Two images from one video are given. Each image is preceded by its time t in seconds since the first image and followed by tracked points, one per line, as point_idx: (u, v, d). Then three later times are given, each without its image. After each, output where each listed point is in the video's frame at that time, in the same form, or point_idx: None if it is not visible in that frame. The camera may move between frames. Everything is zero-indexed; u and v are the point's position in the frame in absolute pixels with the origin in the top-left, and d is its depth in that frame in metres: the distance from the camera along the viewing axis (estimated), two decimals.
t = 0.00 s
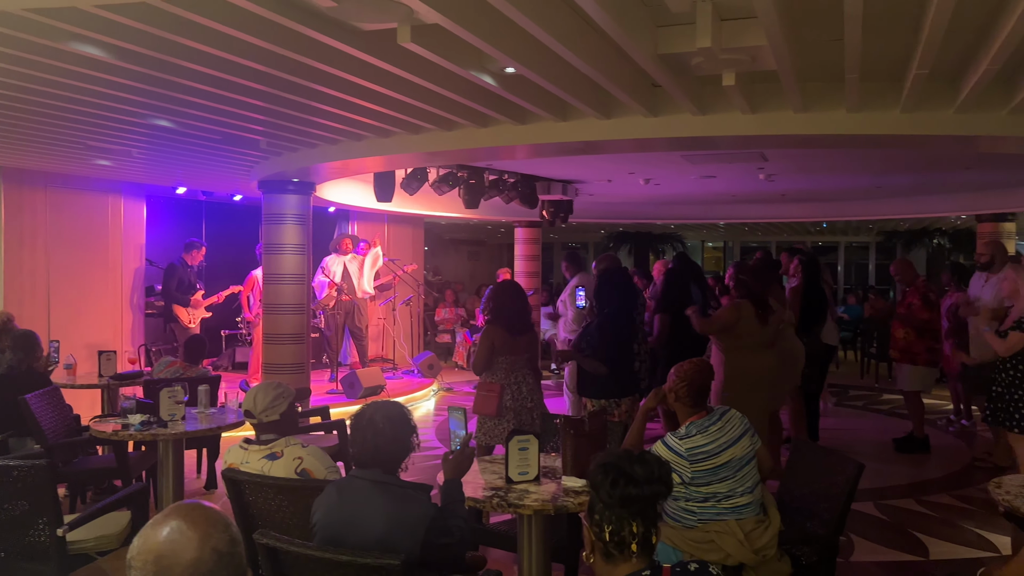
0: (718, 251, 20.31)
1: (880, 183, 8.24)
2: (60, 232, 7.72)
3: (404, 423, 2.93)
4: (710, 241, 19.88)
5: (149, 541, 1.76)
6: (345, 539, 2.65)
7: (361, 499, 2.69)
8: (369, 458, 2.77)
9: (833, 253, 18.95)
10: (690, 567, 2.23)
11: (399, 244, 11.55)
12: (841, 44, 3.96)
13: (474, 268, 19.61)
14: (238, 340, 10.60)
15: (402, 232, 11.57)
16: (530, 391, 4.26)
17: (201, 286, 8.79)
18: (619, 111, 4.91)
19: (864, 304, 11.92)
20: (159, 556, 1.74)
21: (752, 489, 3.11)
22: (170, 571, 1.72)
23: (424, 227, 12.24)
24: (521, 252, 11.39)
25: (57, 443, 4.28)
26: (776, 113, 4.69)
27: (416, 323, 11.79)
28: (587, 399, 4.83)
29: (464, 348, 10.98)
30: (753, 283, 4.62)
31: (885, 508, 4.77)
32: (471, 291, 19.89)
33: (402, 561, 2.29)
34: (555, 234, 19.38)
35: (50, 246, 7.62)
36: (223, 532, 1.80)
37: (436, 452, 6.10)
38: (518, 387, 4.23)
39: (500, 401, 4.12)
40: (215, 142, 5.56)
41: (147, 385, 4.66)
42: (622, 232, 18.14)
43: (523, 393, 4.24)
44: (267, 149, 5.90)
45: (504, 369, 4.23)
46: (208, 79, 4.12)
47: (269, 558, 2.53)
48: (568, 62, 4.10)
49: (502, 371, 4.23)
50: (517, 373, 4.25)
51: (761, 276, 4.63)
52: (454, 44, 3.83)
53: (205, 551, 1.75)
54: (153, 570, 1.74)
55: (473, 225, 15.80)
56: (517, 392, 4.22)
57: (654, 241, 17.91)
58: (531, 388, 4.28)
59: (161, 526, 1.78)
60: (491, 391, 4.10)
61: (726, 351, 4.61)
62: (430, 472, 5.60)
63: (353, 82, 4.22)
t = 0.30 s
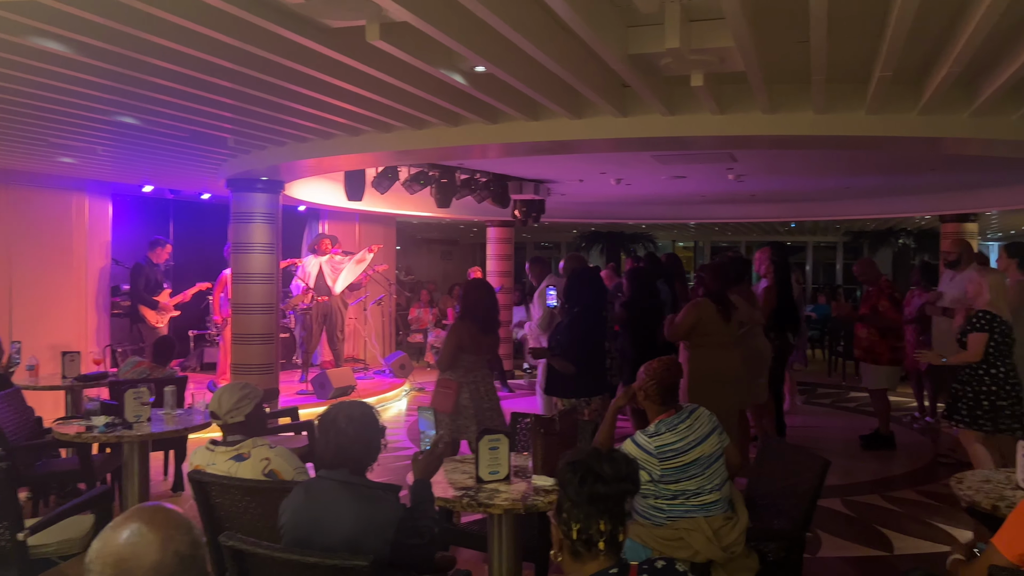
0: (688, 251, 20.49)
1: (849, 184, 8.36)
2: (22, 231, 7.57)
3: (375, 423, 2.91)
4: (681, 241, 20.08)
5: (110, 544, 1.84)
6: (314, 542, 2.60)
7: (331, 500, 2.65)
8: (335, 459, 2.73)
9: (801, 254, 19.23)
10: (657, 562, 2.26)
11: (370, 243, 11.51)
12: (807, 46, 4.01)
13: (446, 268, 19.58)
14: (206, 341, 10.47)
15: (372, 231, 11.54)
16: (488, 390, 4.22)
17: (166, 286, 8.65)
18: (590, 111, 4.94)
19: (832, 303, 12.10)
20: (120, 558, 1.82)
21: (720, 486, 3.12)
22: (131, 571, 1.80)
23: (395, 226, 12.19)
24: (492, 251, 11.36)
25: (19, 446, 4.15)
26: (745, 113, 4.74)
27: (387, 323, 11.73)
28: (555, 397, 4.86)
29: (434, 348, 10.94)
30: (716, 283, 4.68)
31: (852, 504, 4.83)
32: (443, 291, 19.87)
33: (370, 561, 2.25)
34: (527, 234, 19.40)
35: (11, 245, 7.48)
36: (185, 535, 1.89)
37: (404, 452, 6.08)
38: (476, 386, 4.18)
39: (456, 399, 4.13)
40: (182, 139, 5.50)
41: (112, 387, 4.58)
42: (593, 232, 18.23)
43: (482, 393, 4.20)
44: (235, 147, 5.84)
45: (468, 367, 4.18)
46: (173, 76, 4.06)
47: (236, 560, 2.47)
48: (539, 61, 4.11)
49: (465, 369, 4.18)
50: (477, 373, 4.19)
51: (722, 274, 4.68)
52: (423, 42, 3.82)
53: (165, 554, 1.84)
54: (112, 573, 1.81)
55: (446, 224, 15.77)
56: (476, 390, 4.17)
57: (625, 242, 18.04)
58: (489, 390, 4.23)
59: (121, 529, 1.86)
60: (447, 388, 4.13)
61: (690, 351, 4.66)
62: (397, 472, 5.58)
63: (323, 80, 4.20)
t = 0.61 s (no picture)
0: (652, 251, 20.69)
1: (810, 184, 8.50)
2: None
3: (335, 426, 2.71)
4: (646, 241, 20.28)
5: (51, 551, 1.63)
6: (270, 546, 2.41)
7: (289, 503, 2.46)
8: (290, 461, 2.55)
9: (763, 254, 19.54)
10: (616, 562, 2.09)
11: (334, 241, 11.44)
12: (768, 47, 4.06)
13: (412, 267, 19.53)
14: (165, 341, 10.30)
15: (336, 229, 11.47)
16: (436, 390, 4.20)
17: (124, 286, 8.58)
18: (553, 110, 4.96)
19: (792, 302, 12.30)
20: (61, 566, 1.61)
21: (681, 483, 3.03)
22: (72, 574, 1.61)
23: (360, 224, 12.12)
24: (458, 250, 11.31)
25: None
26: (706, 114, 4.80)
27: (350, 322, 11.68)
28: (519, 396, 4.84)
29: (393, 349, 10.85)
30: (678, 281, 4.70)
31: (812, 501, 4.90)
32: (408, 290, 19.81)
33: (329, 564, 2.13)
34: (494, 233, 19.42)
35: None
36: (133, 542, 1.69)
37: (364, 453, 6.07)
38: (425, 384, 4.18)
39: (403, 396, 4.20)
40: (139, 135, 5.40)
41: (65, 388, 4.47)
42: (559, 231, 18.31)
43: (429, 395, 4.18)
44: (193, 144, 5.75)
45: (420, 366, 4.18)
46: (126, 70, 3.95)
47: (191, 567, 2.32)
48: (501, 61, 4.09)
49: (418, 368, 4.18)
50: (429, 372, 4.19)
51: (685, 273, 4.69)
52: (384, 39, 3.78)
53: (112, 561, 1.63)
54: None
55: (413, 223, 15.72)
56: (422, 391, 4.17)
57: (591, 241, 18.17)
58: (439, 390, 4.22)
59: (64, 535, 1.65)
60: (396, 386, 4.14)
61: (655, 351, 4.67)
62: (353, 472, 5.57)
63: (285, 78, 4.16)
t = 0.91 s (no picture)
0: (632, 251, 20.83)
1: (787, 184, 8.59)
2: None
3: (309, 425, 2.59)
4: (625, 241, 20.42)
5: (20, 552, 1.52)
6: (242, 548, 2.31)
7: (261, 502, 2.35)
8: (266, 461, 2.45)
9: (742, 253, 19.75)
10: (592, 560, 2.01)
11: (312, 240, 11.40)
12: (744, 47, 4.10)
13: (392, 266, 19.53)
14: (141, 341, 10.19)
15: (315, 228, 11.43)
16: (426, 393, 4.20)
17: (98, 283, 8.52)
18: (532, 110, 4.99)
19: (770, 301, 12.42)
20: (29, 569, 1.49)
21: (659, 481, 3.00)
22: None
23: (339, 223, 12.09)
24: (438, 250, 11.34)
25: None
26: (683, 113, 4.87)
27: (330, 322, 11.66)
28: (498, 396, 4.85)
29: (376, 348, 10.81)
30: (653, 280, 4.72)
31: (788, 498, 4.94)
32: (388, 290, 19.80)
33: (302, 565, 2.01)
34: (474, 233, 19.47)
35: None
36: (105, 543, 1.57)
37: (339, 453, 6.07)
38: (409, 392, 4.17)
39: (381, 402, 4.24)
40: (112, 132, 5.34)
41: (37, 388, 4.42)
42: (540, 230, 18.40)
43: (408, 398, 4.17)
44: (169, 141, 5.71)
45: (399, 368, 4.19)
46: (100, 66, 3.91)
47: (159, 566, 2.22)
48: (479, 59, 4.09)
49: (398, 370, 4.19)
50: (409, 375, 4.16)
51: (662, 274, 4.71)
52: (361, 37, 3.78)
53: (81, 563, 1.51)
54: None
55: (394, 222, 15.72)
56: (398, 395, 4.17)
57: (571, 240, 18.28)
58: (428, 390, 4.21)
59: (30, 536, 1.53)
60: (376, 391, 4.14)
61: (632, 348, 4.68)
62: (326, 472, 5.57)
63: (262, 75, 4.14)
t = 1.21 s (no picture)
0: (615, 250, 20.93)
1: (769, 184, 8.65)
2: None
3: (291, 426, 2.55)
4: (608, 240, 20.53)
5: None
6: (223, 548, 2.29)
7: (243, 503, 2.33)
8: (247, 461, 2.40)
9: (724, 253, 19.90)
10: (574, 558, 2.01)
11: (294, 239, 11.35)
12: (725, 47, 4.13)
13: (376, 265, 19.51)
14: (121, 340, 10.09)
15: (297, 227, 11.39)
16: (420, 388, 4.20)
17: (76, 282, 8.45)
18: (514, 109, 5.00)
19: (752, 300, 12.53)
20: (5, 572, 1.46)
21: (641, 480, 3.00)
22: None
23: (322, 222, 12.05)
24: (422, 249, 11.35)
25: None
26: (665, 113, 4.90)
27: (313, 321, 11.61)
28: (483, 395, 4.87)
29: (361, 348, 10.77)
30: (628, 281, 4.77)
31: (770, 496, 4.97)
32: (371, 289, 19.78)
33: (284, 565, 1.98)
34: (458, 232, 19.49)
35: None
36: (84, 544, 1.53)
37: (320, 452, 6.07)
38: (402, 384, 4.17)
39: (374, 400, 4.20)
40: (91, 129, 5.29)
41: (14, 388, 4.36)
42: (523, 229, 18.45)
43: (404, 391, 4.18)
44: (149, 139, 5.66)
45: (391, 364, 4.18)
46: (80, 63, 3.88)
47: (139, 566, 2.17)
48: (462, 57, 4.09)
49: (387, 368, 4.18)
50: (403, 368, 4.19)
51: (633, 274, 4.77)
52: (344, 35, 3.76)
53: (59, 565, 1.48)
54: None
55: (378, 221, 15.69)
56: (396, 389, 4.17)
57: (555, 239, 18.35)
58: (420, 385, 4.21)
59: (10, 537, 1.49)
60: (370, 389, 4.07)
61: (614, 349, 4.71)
62: (306, 472, 5.56)
63: (243, 72, 4.10)
